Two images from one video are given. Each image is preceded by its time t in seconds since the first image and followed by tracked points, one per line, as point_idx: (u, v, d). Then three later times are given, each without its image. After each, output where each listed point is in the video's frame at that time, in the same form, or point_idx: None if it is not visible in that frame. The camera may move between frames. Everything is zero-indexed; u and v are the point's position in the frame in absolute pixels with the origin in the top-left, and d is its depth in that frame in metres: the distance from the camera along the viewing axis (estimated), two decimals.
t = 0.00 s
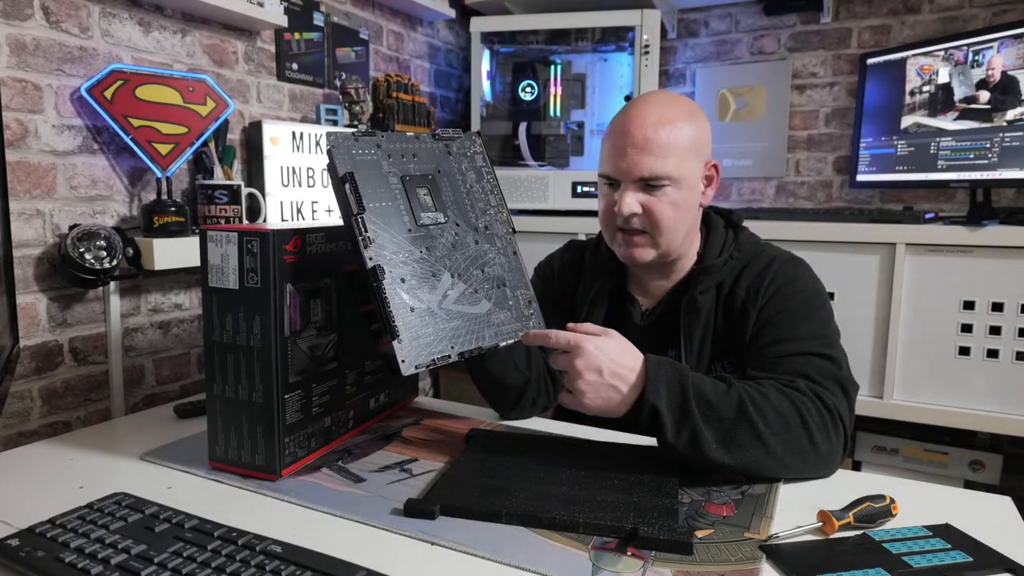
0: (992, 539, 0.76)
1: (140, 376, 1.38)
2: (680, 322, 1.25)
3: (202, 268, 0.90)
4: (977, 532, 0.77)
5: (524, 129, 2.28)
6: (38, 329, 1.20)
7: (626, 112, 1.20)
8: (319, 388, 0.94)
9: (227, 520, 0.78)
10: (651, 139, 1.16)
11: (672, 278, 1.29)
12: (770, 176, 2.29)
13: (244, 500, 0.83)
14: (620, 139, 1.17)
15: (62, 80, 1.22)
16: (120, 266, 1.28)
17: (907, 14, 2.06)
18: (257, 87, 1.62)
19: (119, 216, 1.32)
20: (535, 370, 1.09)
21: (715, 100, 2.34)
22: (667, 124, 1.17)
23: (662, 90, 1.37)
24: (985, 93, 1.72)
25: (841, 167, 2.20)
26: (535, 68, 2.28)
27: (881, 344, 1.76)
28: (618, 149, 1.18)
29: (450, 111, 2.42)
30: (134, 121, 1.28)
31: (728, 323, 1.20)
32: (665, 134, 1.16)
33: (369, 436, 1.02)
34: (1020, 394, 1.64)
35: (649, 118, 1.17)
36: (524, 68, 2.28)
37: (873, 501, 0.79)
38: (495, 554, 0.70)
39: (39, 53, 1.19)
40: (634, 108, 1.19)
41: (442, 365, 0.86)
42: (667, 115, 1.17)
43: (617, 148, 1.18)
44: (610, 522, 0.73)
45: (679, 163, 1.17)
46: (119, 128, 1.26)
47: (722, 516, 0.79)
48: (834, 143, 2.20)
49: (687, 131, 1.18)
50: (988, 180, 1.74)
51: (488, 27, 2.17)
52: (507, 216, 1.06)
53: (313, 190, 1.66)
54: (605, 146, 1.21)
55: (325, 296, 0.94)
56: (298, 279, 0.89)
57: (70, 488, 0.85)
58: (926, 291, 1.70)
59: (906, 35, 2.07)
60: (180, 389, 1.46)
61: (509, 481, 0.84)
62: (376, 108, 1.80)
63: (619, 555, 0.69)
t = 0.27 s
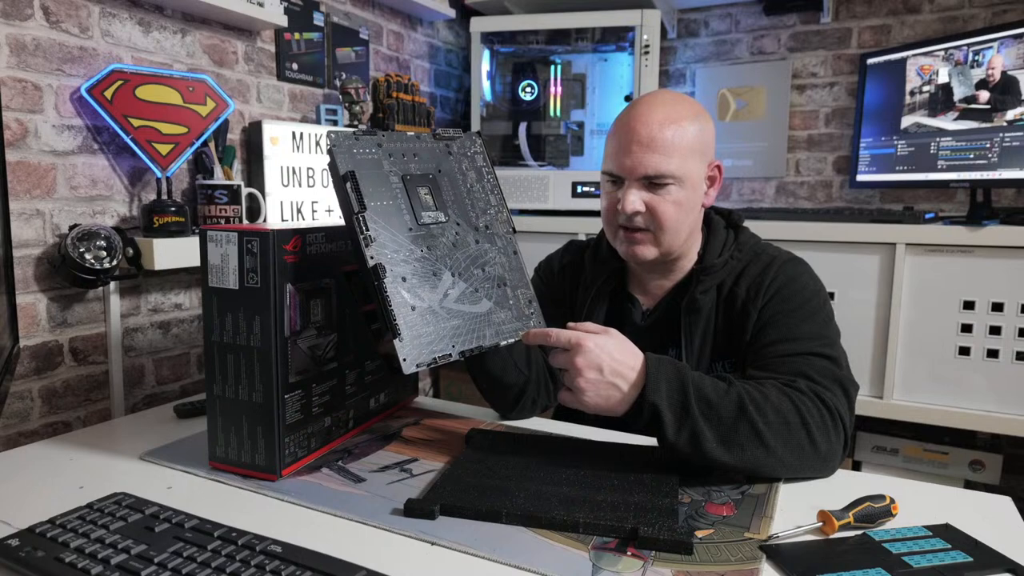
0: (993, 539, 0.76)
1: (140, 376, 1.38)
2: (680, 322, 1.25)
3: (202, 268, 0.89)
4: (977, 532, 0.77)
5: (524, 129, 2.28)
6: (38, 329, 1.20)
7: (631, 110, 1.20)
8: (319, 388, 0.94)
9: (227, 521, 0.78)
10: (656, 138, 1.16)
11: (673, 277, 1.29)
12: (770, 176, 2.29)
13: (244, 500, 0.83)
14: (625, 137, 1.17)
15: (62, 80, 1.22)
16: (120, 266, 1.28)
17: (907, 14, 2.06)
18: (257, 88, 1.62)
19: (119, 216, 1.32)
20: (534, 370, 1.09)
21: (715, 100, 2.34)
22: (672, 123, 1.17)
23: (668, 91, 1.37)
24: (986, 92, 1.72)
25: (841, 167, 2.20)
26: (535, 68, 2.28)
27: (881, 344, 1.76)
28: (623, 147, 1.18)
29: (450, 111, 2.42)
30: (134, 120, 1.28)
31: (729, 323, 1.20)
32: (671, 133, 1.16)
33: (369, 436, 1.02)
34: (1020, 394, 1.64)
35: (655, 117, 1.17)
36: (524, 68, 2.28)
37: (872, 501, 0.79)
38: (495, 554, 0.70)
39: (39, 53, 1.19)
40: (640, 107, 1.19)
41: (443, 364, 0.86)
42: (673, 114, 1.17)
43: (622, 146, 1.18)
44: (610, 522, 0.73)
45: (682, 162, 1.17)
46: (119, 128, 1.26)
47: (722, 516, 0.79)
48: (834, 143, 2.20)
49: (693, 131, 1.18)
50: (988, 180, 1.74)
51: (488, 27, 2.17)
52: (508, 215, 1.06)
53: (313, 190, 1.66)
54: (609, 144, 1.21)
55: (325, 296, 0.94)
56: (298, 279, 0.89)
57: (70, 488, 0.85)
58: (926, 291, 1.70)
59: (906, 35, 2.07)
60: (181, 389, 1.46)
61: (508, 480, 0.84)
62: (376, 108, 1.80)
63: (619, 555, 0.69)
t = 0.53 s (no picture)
0: (993, 539, 0.76)
1: (140, 376, 1.38)
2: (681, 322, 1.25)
3: (202, 268, 0.90)
4: (977, 532, 0.77)
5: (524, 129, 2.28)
6: (38, 329, 1.20)
7: (633, 110, 1.20)
8: (318, 388, 0.94)
9: (227, 521, 0.78)
10: (657, 138, 1.16)
11: (673, 278, 1.29)
12: (770, 176, 2.29)
13: (244, 501, 0.83)
14: (626, 137, 1.18)
15: (62, 80, 1.22)
16: (120, 266, 1.27)
17: (907, 14, 2.06)
18: (257, 87, 1.62)
19: (119, 216, 1.32)
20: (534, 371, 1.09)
21: (715, 100, 2.34)
22: (673, 124, 1.17)
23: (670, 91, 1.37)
24: (986, 92, 1.72)
25: (841, 167, 2.20)
26: (535, 68, 2.28)
27: (881, 344, 1.76)
28: (624, 147, 1.18)
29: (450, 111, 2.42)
30: (134, 121, 1.28)
31: (729, 324, 1.21)
32: (672, 133, 1.16)
33: (369, 436, 1.02)
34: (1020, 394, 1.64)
35: (657, 117, 1.17)
36: (524, 68, 2.28)
37: (872, 501, 0.79)
38: (495, 553, 0.70)
39: (39, 53, 1.19)
40: (642, 107, 1.19)
41: (443, 364, 0.86)
42: (674, 115, 1.18)
43: (623, 146, 1.18)
44: (610, 522, 0.73)
45: (683, 162, 1.17)
46: (119, 128, 1.26)
47: (722, 516, 0.79)
48: (834, 143, 2.20)
49: (694, 131, 1.18)
50: (988, 180, 1.74)
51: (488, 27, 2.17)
52: (509, 216, 1.06)
53: (313, 190, 1.66)
54: (610, 145, 1.21)
55: (326, 296, 0.94)
56: (298, 279, 0.89)
57: (70, 488, 0.85)
58: (926, 291, 1.70)
59: (906, 35, 2.07)
60: (181, 389, 1.46)
61: (509, 480, 0.84)
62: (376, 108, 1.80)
63: (619, 555, 0.69)
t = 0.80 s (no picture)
0: (993, 538, 0.76)
1: (140, 376, 1.38)
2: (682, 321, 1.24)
3: (203, 267, 0.90)
4: (977, 532, 0.77)
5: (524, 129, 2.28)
6: (38, 329, 1.20)
7: (633, 109, 1.20)
8: (319, 388, 0.94)
9: (227, 521, 0.78)
10: (657, 137, 1.16)
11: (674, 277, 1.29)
12: (770, 176, 2.29)
13: (244, 501, 0.83)
14: (626, 137, 1.18)
15: (62, 80, 1.22)
16: (120, 266, 1.27)
17: (907, 14, 2.06)
18: (257, 87, 1.62)
19: (119, 216, 1.32)
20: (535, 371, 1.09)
21: (715, 100, 2.34)
22: (673, 123, 1.17)
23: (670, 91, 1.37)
24: (986, 92, 1.72)
25: (841, 167, 2.20)
26: (535, 68, 2.28)
27: (881, 344, 1.76)
28: (623, 146, 1.18)
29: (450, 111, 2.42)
30: (134, 121, 1.28)
31: (729, 323, 1.20)
32: (672, 133, 1.16)
33: (369, 436, 1.02)
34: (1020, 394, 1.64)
35: (656, 116, 1.17)
36: (524, 68, 2.28)
37: (873, 501, 0.79)
38: (495, 554, 0.70)
39: (39, 53, 1.19)
40: (642, 106, 1.19)
41: (445, 363, 0.86)
42: (674, 114, 1.18)
43: (623, 145, 1.18)
44: (610, 522, 0.73)
45: (684, 161, 1.17)
46: (118, 128, 1.26)
47: (722, 516, 0.79)
48: (834, 143, 2.20)
49: (694, 130, 1.18)
50: (988, 180, 1.74)
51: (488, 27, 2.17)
52: (510, 215, 1.06)
53: (313, 190, 1.66)
54: (610, 144, 1.21)
55: (326, 296, 0.94)
56: (299, 278, 0.89)
57: (70, 488, 0.85)
58: (926, 291, 1.70)
59: (906, 35, 2.07)
60: (181, 389, 1.46)
61: (509, 481, 0.84)
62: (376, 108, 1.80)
63: (619, 555, 0.69)
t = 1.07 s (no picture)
0: (993, 538, 0.76)
1: (140, 376, 1.38)
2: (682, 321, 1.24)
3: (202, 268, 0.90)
4: (977, 532, 0.77)
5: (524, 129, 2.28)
6: (38, 329, 1.20)
7: (634, 110, 1.20)
8: (319, 388, 0.94)
9: (227, 521, 0.78)
10: (658, 138, 1.16)
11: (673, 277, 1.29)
12: (770, 176, 2.29)
13: (244, 501, 0.83)
14: (627, 137, 1.18)
15: (62, 80, 1.22)
16: (120, 266, 1.27)
17: (907, 14, 2.06)
18: (257, 87, 1.62)
19: (119, 216, 1.32)
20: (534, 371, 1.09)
21: (715, 100, 2.34)
22: (673, 124, 1.17)
23: (670, 91, 1.37)
24: (987, 93, 1.72)
25: (841, 167, 2.20)
26: (535, 68, 2.28)
27: (881, 344, 1.76)
28: (624, 147, 1.18)
29: (450, 111, 2.42)
30: (134, 120, 1.28)
31: (729, 323, 1.21)
32: (673, 134, 1.16)
33: (369, 436, 1.02)
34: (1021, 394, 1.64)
35: (657, 117, 1.17)
36: (524, 69, 2.28)
37: (873, 501, 0.79)
38: (495, 553, 0.70)
39: (39, 53, 1.19)
40: (643, 107, 1.19)
41: (445, 365, 0.86)
42: (675, 115, 1.18)
43: (624, 146, 1.18)
44: (610, 522, 0.73)
45: (684, 162, 1.17)
46: (119, 128, 1.26)
47: (722, 516, 0.79)
48: (834, 143, 2.20)
49: (694, 131, 1.18)
50: (988, 180, 1.74)
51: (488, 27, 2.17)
52: (509, 216, 1.06)
53: (313, 190, 1.66)
54: (610, 145, 1.21)
55: (325, 297, 0.94)
56: (298, 279, 0.89)
57: (70, 488, 0.85)
58: (926, 291, 1.70)
59: (906, 35, 2.07)
60: (181, 389, 1.46)
61: (509, 480, 0.84)
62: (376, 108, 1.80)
63: (619, 555, 0.69)
